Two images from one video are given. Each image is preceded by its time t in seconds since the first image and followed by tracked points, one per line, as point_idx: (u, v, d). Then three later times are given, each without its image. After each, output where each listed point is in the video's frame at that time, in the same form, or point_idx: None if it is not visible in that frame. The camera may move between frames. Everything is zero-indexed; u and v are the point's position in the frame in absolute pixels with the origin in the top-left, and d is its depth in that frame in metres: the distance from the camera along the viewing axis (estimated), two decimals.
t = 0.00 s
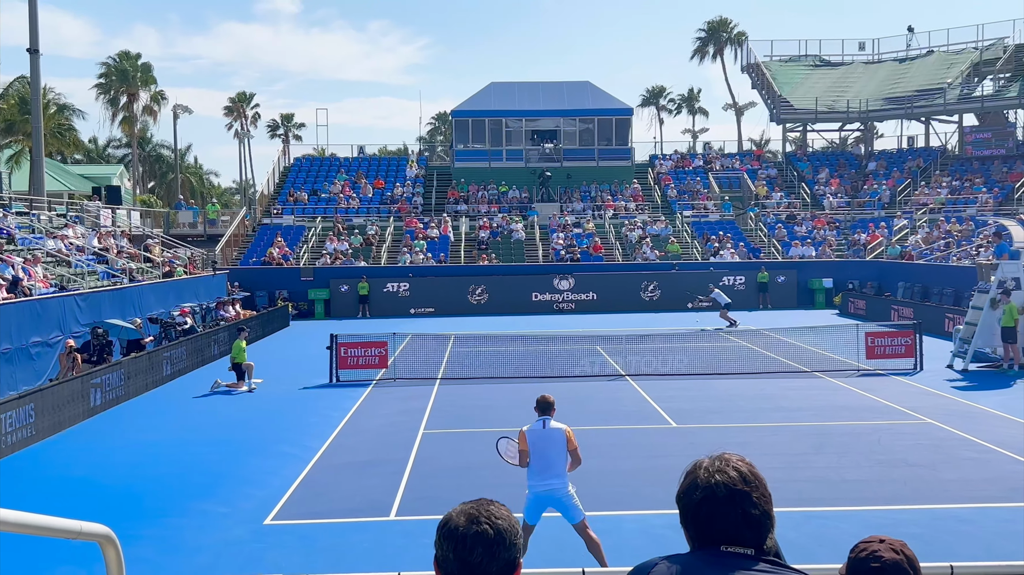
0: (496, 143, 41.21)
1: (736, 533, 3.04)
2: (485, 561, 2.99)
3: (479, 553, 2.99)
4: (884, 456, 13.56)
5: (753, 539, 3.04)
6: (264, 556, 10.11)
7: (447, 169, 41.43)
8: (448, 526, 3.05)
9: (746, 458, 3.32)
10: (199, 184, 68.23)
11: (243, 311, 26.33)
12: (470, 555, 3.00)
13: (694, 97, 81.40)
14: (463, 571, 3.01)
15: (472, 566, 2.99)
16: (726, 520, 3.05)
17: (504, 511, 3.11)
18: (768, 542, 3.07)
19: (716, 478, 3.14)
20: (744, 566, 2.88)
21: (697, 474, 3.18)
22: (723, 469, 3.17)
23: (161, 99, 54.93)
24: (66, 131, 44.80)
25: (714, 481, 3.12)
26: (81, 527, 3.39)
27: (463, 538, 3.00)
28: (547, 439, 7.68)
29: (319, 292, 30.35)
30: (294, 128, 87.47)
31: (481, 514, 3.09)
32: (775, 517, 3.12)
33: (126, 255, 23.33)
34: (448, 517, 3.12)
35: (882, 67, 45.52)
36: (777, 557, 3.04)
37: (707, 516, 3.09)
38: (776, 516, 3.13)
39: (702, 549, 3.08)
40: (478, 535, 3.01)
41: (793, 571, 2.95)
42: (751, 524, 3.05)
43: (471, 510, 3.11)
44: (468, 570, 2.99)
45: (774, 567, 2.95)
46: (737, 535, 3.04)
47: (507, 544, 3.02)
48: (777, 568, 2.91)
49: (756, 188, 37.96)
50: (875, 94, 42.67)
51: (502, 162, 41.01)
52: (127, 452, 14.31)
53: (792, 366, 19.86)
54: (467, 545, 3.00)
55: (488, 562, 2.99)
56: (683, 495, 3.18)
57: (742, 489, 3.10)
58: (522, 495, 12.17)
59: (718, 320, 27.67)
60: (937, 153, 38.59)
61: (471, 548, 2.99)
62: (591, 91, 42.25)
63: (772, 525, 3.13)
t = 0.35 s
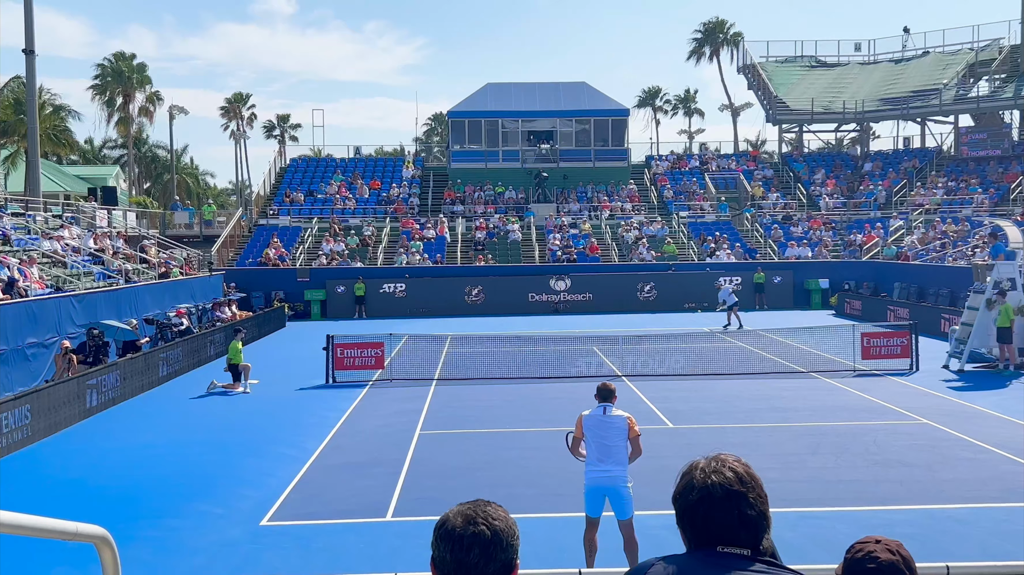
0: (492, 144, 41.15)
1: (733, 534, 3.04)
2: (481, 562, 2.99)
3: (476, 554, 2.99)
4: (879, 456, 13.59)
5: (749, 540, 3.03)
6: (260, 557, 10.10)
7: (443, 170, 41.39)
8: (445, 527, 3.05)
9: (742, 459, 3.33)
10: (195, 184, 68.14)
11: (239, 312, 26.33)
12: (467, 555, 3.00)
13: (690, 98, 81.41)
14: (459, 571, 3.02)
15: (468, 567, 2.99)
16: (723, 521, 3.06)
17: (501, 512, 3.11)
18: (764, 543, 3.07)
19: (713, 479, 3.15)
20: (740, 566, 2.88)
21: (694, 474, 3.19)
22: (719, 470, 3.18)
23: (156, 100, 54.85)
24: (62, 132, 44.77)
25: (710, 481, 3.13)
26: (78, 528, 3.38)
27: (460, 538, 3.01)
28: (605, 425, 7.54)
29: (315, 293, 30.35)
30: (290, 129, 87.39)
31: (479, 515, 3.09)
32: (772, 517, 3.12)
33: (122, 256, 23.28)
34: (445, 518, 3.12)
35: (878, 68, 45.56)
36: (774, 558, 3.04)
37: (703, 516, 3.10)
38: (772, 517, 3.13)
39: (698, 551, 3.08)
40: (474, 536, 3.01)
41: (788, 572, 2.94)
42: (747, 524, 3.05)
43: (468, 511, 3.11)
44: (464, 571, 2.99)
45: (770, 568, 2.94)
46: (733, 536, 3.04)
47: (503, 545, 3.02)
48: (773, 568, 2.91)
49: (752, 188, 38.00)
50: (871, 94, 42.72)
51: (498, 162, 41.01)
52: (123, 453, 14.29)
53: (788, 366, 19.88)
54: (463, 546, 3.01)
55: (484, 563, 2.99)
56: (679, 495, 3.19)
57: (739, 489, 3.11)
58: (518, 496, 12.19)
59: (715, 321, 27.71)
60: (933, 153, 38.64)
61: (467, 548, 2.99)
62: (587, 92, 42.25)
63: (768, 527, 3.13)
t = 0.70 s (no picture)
0: (489, 144, 41.16)
1: (729, 534, 3.04)
2: (478, 562, 2.99)
3: (473, 554, 2.99)
4: (877, 456, 13.61)
5: (746, 540, 3.03)
6: (258, 557, 10.11)
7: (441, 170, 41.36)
8: (443, 527, 3.06)
9: (740, 462, 3.34)
10: (192, 185, 68.08)
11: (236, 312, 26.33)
12: (464, 555, 3.00)
13: (688, 99, 81.47)
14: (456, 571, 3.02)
15: (465, 567, 2.98)
16: (719, 521, 3.06)
17: (499, 513, 3.11)
18: (762, 543, 3.07)
19: (710, 480, 3.16)
20: (739, 567, 2.88)
21: (691, 476, 3.20)
22: (716, 472, 3.19)
23: (154, 100, 54.84)
24: (59, 132, 44.78)
25: (707, 482, 3.14)
26: (74, 529, 3.37)
27: (457, 539, 3.01)
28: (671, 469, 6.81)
29: (313, 294, 30.34)
30: (288, 129, 87.36)
31: (476, 516, 3.09)
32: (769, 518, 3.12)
33: (119, 256, 23.27)
34: (442, 518, 3.12)
35: (875, 69, 45.60)
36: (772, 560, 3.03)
37: (700, 516, 3.10)
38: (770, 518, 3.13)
39: (696, 551, 3.08)
40: (472, 536, 3.01)
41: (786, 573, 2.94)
42: (743, 525, 3.05)
43: (465, 512, 3.11)
44: (461, 571, 2.99)
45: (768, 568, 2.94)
46: (730, 536, 3.04)
47: (501, 546, 3.01)
48: (772, 568, 2.90)
49: (749, 189, 38.02)
50: (868, 95, 42.76)
51: (496, 163, 41.04)
52: (121, 453, 14.29)
53: (785, 366, 19.91)
54: (460, 546, 3.00)
55: (482, 564, 2.98)
56: (676, 496, 3.21)
57: (735, 490, 3.11)
58: (516, 496, 12.20)
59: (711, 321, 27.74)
60: (930, 155, 38.66)
61: (464, 548, 2.99)
62: (585, 93, 42.28)
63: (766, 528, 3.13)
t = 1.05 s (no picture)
0: (487, 144, 41.22)
1: (721, 536, 3.05)
2: (468, 562, 2.99)
3: (462, 555, 2.99)
4: (874, 457, 13.62)
5: (739, 541, 3.04)
6: (254, 558, 10.10)
7: (438, 171, 41.38)
8: (433, 527, 3.06)
9: (735, 460, 3.31)
10: (189, 185, 68.03)
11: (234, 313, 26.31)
12: (453, 556, 3.00)
13: (686, 100, 81.53)
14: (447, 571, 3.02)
15: (454, 567, 2.98)
16: (710, 522, 3.06)
17: (490, 513, 3.10)
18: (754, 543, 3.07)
19: (702, 479, 3.15)
20: (732, 569, 2.89)
21: (685, 475, 3.19)
22: (710, 471, 3.17)
23: (151, 100, 54.81)
24: (56, 132, 44.77)
25: (699, 481, 3.13)
26: (70, 528, 3.33)
27: (447, 539, 3.00)
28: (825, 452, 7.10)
29: (310, 294, 30.31)
30: (284, 130, 87.35)
31: (467, 515, 3.08)
32: (763, 519, 3.11)
33: (116, 256, 23.24)
34: (433, 518, 3.12)
35: (872, 70, 45.65)
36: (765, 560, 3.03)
37: (691, 516, 3.11)
38: (763, 517, 3.13)
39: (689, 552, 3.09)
40: (462, 536, 3.01)
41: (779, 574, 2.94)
42: (734, 528, 3.05)
43: (455, 512, 3.11)
44: (451, 571, 2.99)
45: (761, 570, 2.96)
46: (722, 538, 3.05)
47: (491, 546, 3.01)
48: (766, 570, 2.90)
49: (746, 190, 38.05)
50: (865, 96, 42.80)
51: (493, 163, 41.08)
52: (117, 453, 14.27)
53: (782, 367, 19.92)
54: (449, 546, 3.00)
55: (470, 564, 2.99)
56: (669, 495, 3.20)
57: (727, 490, 3.10)
58: (514, 497, 12.20)
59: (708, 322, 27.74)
60: (927, 156, 38.69)
61: (453, 548, 2.99)
62: (582, 93, 42.31)
63: (759, 527, 3.13)
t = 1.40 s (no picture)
0: (483, 144, 41.22)
1: (710, 534, 3.06)
2: (457, 561, 2.99)
3: (451, 554, 2.99)
4: (869, 458, 13.64)
5: (730, 541, 3.03)
6: (249, 558, 10.09)
7: (434, 170, 41.37)
8: (423, 527, 3.06)
9: (730, 458, 3.32)
10: (184, 184, 67.92)
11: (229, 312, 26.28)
12: (443, 554, 3.01)
13: (682, 101, 81.53)
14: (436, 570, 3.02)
15: (444, 566, 2.98)
16: (699, 520, 3.08)
17: (480, 511, 3.10)
18: (747, 542, 3.06)
19: (693, 476, 3.16)
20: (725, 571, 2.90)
21: (678, 474, 3.22)
22: (702, 469, 3.19)
23: (148, 99, 54.79)
24: (51, 130, 44.70)
25: (691, 479, 3.15)
26: (64, 528, 3.35)
27: (436, 537, 3.01)
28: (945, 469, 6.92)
29: (305, 293, 30.18)
30: (280, 129, 87.27)
31: (456, 514, 3.08)
32: (754, 518, 3.09)
33: (111, 255, 23.21)
34: (424, 517, 3.12)
35: (868, 71, 45.69)
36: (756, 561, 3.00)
37: (681, 513, 3.14)
38: (755, 517, 3.11)
39: (680, 551, 3.10)
40: (452, 535, 3.00)
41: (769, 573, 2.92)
42: (724, 526, 3.04)
43: (446, 511, 3.11)
44: (440, 571, 2.99)
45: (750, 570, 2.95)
46: (713, 536, 3.05)
47: (480, 544, 3.01)
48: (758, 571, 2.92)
49: (742, 190, 38.08)
50: (861, 97, 42.82)
51: (489, 163, 41.06)
52: (111, 453, 14.25)
53: (777, 367, 19.95)
54: (439, 545, 3.01)
55: (460, 563, 2.99)
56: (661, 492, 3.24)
57: (718, 489, 3.10)
58: (508, 496, 12.21)
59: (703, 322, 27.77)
60: (922, 157, 38.72)
61: (442, 548, 2.99)
62: (578, 94, 42.33)
63: (754, 527, 3.11)
